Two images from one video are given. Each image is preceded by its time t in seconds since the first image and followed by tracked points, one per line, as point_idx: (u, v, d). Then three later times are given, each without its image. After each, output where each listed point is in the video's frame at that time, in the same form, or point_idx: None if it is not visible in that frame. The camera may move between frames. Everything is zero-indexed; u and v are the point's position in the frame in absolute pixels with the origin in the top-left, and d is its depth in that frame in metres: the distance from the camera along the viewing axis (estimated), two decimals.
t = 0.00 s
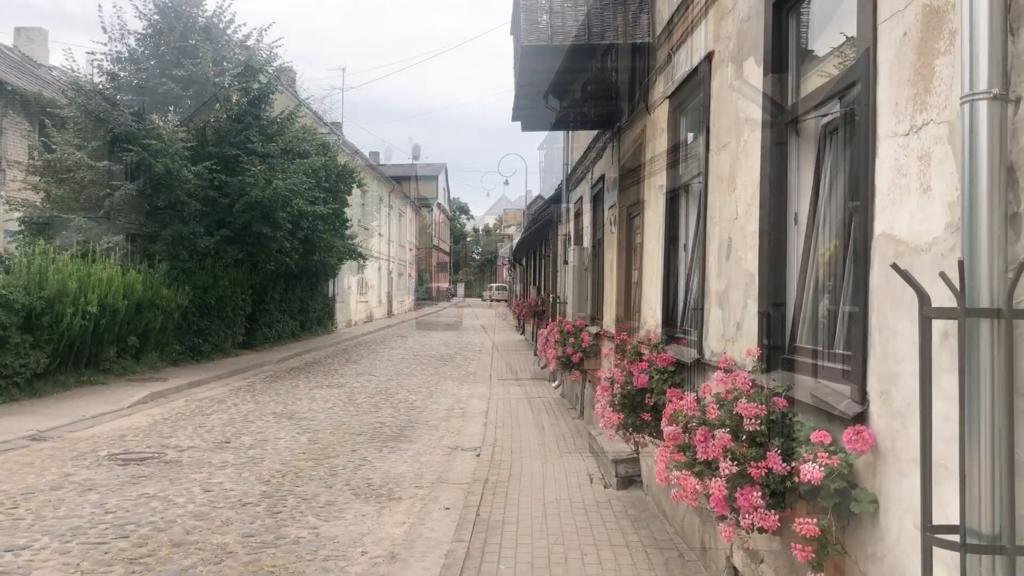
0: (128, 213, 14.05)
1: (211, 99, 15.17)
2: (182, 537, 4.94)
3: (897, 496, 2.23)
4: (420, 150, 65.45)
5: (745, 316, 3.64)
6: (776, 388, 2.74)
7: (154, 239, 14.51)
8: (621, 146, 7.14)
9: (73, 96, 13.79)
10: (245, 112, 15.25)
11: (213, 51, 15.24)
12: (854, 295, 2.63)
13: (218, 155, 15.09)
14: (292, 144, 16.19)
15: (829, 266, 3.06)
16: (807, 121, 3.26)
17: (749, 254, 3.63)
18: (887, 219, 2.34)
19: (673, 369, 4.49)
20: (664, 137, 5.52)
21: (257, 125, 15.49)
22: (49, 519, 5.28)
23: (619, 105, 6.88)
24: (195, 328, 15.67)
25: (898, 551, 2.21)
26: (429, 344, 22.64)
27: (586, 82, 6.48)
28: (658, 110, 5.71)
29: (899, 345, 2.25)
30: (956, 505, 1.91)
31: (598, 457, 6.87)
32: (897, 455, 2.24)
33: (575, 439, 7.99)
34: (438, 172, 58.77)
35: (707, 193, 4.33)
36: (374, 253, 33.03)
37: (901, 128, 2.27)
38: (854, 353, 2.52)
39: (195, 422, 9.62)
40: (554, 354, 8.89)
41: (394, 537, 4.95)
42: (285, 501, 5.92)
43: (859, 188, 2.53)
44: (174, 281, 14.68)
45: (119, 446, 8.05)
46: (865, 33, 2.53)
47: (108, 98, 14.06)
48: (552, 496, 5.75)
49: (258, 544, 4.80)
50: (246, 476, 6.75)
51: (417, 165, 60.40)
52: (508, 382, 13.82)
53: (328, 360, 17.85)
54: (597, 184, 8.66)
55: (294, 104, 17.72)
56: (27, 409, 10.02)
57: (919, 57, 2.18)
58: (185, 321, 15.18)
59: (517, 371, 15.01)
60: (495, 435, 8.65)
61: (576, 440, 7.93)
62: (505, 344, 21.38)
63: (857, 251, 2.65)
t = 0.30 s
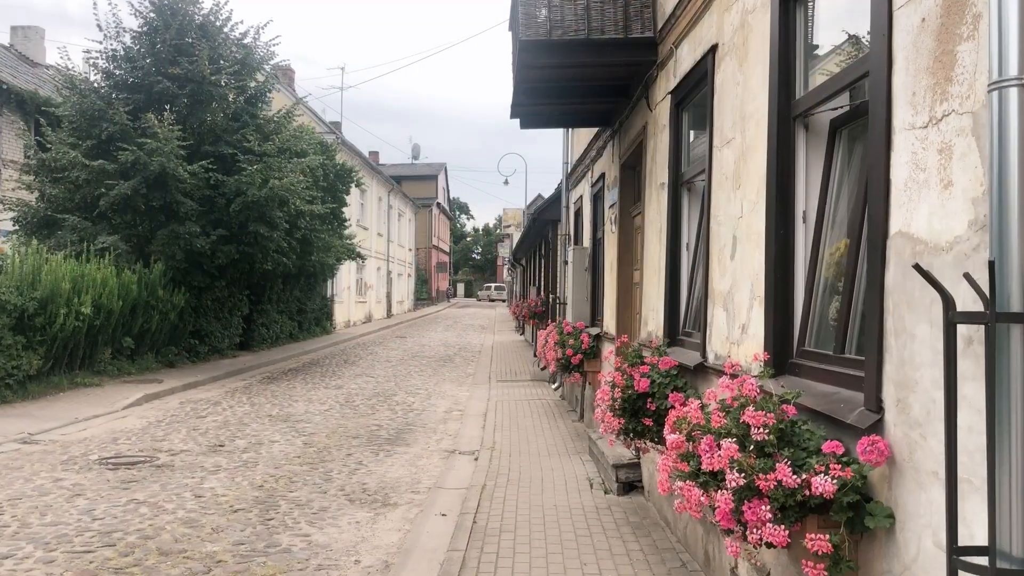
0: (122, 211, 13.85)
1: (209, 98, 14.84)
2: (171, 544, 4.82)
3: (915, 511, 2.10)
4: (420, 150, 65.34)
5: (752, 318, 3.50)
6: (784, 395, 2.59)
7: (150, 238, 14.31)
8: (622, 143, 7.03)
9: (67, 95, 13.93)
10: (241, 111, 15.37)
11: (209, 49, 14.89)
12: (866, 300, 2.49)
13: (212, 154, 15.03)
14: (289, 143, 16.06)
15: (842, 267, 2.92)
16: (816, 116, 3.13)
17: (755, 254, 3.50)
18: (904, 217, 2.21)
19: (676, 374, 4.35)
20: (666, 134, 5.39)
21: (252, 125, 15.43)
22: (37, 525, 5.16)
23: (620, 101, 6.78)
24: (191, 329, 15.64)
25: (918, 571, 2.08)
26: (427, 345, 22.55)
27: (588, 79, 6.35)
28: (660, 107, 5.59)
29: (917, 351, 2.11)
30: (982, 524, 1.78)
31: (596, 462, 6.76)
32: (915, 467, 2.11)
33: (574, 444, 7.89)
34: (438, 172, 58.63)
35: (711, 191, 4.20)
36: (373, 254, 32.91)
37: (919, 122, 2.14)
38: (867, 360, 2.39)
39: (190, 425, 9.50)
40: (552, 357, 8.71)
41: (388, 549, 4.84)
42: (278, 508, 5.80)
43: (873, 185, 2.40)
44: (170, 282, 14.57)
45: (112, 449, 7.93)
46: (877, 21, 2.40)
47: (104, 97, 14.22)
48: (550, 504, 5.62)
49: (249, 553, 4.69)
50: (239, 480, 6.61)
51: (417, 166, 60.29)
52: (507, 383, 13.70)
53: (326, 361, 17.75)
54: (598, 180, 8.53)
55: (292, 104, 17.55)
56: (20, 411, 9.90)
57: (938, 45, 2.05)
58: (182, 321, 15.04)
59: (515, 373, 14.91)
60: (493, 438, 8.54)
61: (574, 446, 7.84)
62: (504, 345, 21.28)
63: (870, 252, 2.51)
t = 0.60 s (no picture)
0: (118, 212, 13.72)
1: (206, 98, 14.71)
2: (159, 552, 4.70)
3: (934, 527, 1.97)
4: (419, 151, 65.25)
5: (756, 321, 3.38)
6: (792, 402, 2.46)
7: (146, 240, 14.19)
8: (622, 143, 6.92)
9: (62, 95, 13.83)
10: (238, 111, 15.27)
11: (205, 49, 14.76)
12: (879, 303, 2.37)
13: (209, 155, 14.88)
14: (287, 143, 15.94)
15: (852, 269, 2.80)
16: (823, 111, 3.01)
17: (759, 255, 3.37)
18: (920, 214, 2.08)
19: (678, 379, 4.20)
20: (666, 132, 5.27)
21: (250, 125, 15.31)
22: (22, 533, 5.03)
23: (620, 100, 6.67)
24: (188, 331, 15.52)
25: None
26: (426, 347, 22.42)
27: (590, 77, 6.22)
28: (660, 105, 5.47)
29: (936, 358, 1.99)
30: (1011, 543, 1.64)
31: (596, 467, 6.63)
32: (934, 480, 1.97)
33: (573, 449, 7.77)
34: (438, 173, 58.51)
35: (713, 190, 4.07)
36: (372, 255, 32.79)
37: (937, 112, 2.02)
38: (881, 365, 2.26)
39: (184, 428, 9.38)
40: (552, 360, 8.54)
41: (382, 557, 4.70)
42: (270, 514, 5.67)
43: (886, 179, 2.27)
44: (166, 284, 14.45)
45: (103, 453, 7.80)
46: (891, 9, 2.27)
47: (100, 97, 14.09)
48: (548, 511, 5.49)
49: (238, 562, 4.56)
50: (232, 486, 6.47)
51: (417, 167, 60.18)
52: (507, 386, 13.57)
53: (324, 363, 17.63)
54: (598, 181, 8.41)
55: (289, 104, 17.43)
56: (12, 415, 9.77)
57: (958, 32, 1.94)
58: (178, 323, 14.91)
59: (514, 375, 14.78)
60: (491, 442, 8.41)
61: (573, 450, 7.71)
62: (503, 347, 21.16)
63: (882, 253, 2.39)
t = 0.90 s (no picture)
0: (113, 210, 13.54)
1: (202, 96, 14.56)
2: (144, 558, 4.55)
3: (963, 541, 1.80)
4: (419, 152, 65.16)
5: (763, 318, 3.22)
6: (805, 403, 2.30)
7: (142, 238, 14.04)
8: (622, 138, 6.77)
9: (56, 92, 13.66)
10: (235, 109, 15.15)
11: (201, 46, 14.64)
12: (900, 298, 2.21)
13: (204, 154, 14.74)
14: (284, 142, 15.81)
15: (868, 264, 2.64)
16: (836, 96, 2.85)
17: (767, 249, 3.21)
18: (945, 200, 1.93)
19: (680, 380, 4.05)
20: (668, 124, 5.11)
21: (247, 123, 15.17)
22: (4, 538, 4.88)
23: (620, 94, 6.53)
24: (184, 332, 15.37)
25: None
26: (425, 347, 22.28)
27: (590, 69, 6.07)
28: (662, 97, 5.33)
29: (963, 356, 1.83)
30: None
31: (596, 469, 6.48)
32: (964, 489, 1.81)
33: (573, 451, 7.63)
34: (437, 174, 58.36)
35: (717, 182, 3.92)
36: (371, 255, 32.64)
37: (964, 91, 1.87)
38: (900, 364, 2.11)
39: (177, 430, 9.23)
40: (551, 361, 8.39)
41: (375, 564, 4.55)
42: (261, 519, 5.52)
43: (907, 164, 2.11)
44: (161, 283, 14.29)
45: (93, 455, 7.65)
46: None
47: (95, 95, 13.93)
48: (547, 517, 5.34)
49: (226, 569, 4.41)
50: (222, 489, 6.32)
51: (416, 167, 60.03)
52: (506, 387, 13.42)
53: (322, 364, 17.50)
54: (598, 178, 8.26)
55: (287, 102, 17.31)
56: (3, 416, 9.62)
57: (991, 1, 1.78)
58: (174, 323, 14.76)
59: (513, 376, 14.63)
60: (489, 444, 8.27)
61: (573, 453, 7.57)
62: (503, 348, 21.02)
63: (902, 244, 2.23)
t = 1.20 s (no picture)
0: (106, 209, 13.36)
1: (197, 94, 14.40)
2: (125, 570, 4.37)
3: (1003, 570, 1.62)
4: (419, 151, 64.72)
5: (773, 321, 3.04)
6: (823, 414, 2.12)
7: (136, 237, 13.88)
8: (622, 134, 6.60)
9: (49, 90, 13.41)
10: (230, 107, 14.92)
11: (195, 43, 14.47)
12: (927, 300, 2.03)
13: (199, 152, 14.55)
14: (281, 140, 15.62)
15: (888, 262, 2.46)
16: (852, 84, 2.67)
17: (778, 248, 3.03)
18: (982, 192, 1.75)
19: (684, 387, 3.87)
20: (671, 118, 4.93)
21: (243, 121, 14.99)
22: None
23: (622, 89, 6.35)
24: (179, 332, 15.18)
25: None
26: (424, 348, 22.07)
27: (591, 62, 5.88)
28: (664, 91, 5.15)
29: (1003, 365, 1.65)
30: None
31: (596, 475, 6.30)
32: (1004, 513, 1.63)
33: (572, 456, 7.44)
34: (437, 173, 58.14)
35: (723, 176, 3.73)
36: (371, 255, 32.44)
37: (1004, 71, 1.69)
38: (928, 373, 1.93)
39: (169, 433, 9.05)
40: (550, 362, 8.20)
41: None
42: (249, 527, 5.33)
43: (936, 152, 1.93)
44: (155, 283, 14.09)
45: (81, 460, 7.46)
46: None
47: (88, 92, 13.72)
48: (545, 526, 5.15)
49: None
50: (211, 496, 6.13)
51: (416, 167, 59.82)
52: (505, 388, 13.23)
53: (319, 365, 17.30)
54: (599, 176, 8.07)
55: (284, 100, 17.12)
56: None
57: None
58: (169, 323, 14.58)
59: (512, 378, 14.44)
60: (487, 448, 8.09)
61: (572, 457, 7.39)
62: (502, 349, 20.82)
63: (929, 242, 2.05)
